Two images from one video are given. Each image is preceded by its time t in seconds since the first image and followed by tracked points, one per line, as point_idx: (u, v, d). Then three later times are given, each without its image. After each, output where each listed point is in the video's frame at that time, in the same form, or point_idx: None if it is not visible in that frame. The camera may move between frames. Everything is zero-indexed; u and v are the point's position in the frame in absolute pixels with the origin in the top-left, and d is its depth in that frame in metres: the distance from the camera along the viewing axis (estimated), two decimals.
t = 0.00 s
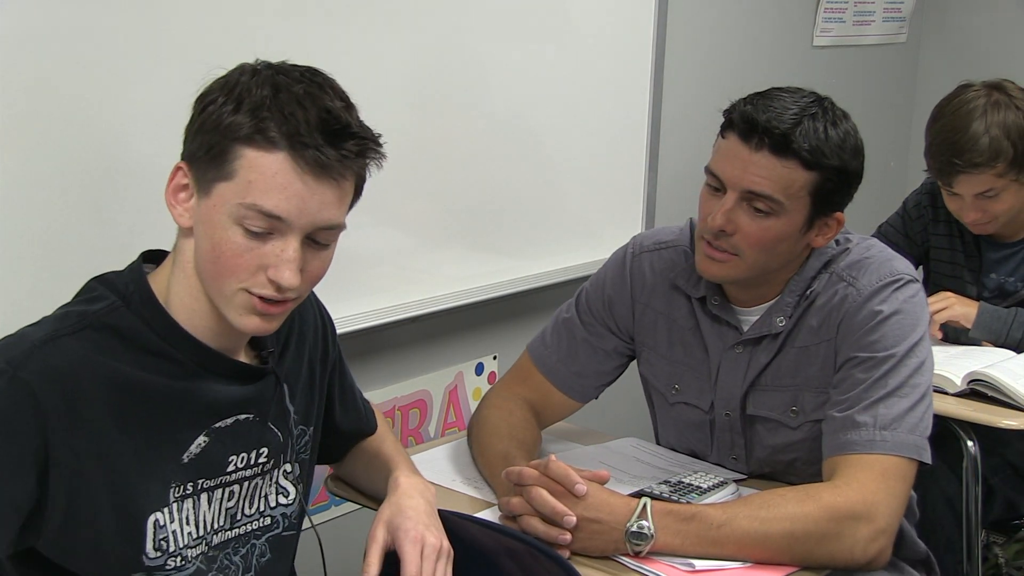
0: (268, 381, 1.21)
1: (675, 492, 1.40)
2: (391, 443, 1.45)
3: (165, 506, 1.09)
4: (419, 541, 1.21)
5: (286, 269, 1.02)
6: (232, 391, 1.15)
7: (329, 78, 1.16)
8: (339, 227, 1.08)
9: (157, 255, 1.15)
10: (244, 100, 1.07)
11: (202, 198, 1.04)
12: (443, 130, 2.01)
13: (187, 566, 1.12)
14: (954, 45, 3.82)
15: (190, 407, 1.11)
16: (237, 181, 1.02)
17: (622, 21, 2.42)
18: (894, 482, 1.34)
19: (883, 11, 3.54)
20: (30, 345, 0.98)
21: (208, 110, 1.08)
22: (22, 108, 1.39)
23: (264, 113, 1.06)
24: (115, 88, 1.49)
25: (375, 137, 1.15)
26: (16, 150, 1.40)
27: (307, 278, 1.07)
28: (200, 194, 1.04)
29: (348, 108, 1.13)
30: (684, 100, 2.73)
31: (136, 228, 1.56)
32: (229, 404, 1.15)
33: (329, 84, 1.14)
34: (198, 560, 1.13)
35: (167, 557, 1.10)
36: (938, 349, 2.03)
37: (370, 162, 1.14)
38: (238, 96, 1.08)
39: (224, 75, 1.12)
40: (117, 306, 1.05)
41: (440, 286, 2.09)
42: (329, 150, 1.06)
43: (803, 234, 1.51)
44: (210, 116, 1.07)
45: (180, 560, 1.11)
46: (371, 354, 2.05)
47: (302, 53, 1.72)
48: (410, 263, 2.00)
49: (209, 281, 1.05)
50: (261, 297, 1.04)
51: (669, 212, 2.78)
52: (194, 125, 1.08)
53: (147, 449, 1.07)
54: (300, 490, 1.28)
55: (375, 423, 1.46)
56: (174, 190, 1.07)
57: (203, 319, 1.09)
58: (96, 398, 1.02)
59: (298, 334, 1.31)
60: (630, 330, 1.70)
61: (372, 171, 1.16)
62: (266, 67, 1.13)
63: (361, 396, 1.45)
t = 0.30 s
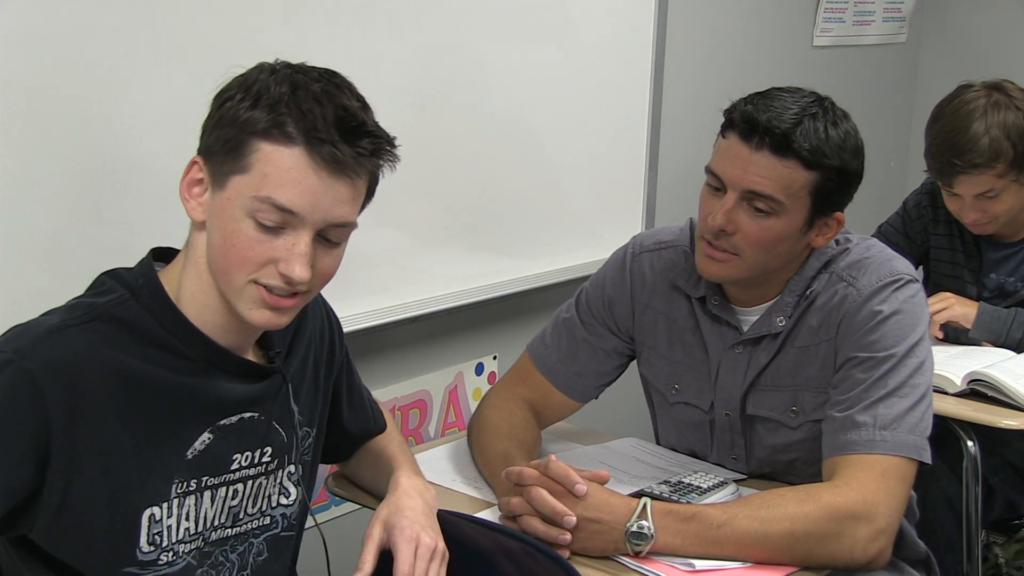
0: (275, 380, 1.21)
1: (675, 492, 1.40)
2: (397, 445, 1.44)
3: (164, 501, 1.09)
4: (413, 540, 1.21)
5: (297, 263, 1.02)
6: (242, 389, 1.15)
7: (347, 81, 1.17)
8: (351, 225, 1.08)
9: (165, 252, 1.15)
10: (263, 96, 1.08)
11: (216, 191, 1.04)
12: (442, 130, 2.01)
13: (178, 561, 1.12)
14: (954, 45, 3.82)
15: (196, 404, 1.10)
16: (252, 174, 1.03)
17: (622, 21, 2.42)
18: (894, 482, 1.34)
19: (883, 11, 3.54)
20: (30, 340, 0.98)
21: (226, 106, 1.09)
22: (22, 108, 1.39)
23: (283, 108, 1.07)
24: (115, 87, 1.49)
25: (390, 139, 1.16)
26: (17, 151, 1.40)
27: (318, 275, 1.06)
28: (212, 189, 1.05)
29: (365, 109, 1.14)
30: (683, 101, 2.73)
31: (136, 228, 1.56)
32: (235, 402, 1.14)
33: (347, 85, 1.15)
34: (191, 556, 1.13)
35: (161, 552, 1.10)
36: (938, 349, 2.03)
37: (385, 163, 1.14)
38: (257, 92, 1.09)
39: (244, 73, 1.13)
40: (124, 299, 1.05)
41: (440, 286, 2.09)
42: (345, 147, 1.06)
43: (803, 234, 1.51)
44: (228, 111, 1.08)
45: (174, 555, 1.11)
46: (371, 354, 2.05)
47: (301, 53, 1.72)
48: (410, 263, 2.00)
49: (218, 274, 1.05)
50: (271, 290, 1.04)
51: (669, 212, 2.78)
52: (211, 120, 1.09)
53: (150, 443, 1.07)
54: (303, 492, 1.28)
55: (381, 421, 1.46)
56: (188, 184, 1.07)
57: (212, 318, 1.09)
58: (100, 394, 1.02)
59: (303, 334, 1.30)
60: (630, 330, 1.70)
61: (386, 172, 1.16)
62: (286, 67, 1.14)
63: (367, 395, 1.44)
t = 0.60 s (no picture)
0: (271, 378, 1.20)
1: (675, 492, 1.40)
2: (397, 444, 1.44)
3: (163, 500, 1.09)
4: (430, 522, 1.21)
5: (311, 259, 1.03)
6: (240, 387, 1.15)
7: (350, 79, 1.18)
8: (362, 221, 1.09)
9: (161, 251, 1.14)
10: (274, 94, 1.09)
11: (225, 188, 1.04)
12: (443, 130, 2.01)
13: (178, 561, 1.11)
14: (954, 45, 3.82)
15: (196, 403, 1.11)
16: (266, 172, 1.03)
17: (622, 21, 2.42)
18: (894, 482, 1.34)
19: (883, 11, 3.54)
20: (34, 338, 0.98)
21: (235, 104, 1.09)
22: (22, 108, 1.39)
23: (296, 105, 1.07)
24: (115, 87, 1.49)
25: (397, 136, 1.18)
26: (17, 151, 1.40)
27: (328, 271, 1.07)
28: (222, 185, 1.04)
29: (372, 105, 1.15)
30: (684, 100, 2.73)
31: (136, 227, 1.56)
32: (232, 402, 1.14)
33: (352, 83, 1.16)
34: (191, 555, 1.13)
35: (161, 552, 1.10)
36: (938, 349, 2.03)
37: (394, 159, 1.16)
38: (268, 90, 1.09)
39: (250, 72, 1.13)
40: (122, 299, 1.05)
41: (440, 286, 2.09)
42: (360, 143, 1.08)
43: (803, 234, 1.51)
44: (237, 109, 1.08)
45: (173, 554, 1.11)
46: (371, 354, 2.05)
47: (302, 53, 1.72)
48: (410, 263, 2.00)
49: (222, 274, 1.05)
50: (284, 288, 1.05)
51: (669, 212, 2.78)
52: (218, 117, 1.09)
53: (150, 443, 1.07)
54: (301, 490, 1.28)
55: (382, 419, 1.46)
56: (193, 182, 1.07)
57: (210, 318, 1.09)
58: (101, 393, 1.02)
59: (299, 333, 1.30)
60: (630, 330, 1.70)
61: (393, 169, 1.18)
62: (294, 67, 1.15)
63: (367, 393, 1.44)
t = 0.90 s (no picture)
0: (271, 377, 1.20)
1: (675, 492, 1.40)
2: (398, 433, 1.44)
3: (175, 502, 1.08)
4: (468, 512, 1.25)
5: (338, 246, 1.07)
6: (244, 387, 1.15)
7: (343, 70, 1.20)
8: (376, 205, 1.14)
9: (159, 250, 1.14)
10: (284, 86, 1.10)
11: (242, 179, 1.06)
12: (443, 131, 2.01)
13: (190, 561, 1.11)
14: (954, 45, 3.82)
15: (205, 405, 1.10)
16: (290, 165, 1.05)
17: (622, 22, 2.42)
18: (894, 482, 1.34)
19: (883, 11, 3.54)
20: (51, 340, 0.97)
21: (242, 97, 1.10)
22: (23, 109, 1.39)
23: (309, 96, 1.10)
24: (116, 87, 1.49)
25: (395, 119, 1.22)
26: (18, 150, 1.40)
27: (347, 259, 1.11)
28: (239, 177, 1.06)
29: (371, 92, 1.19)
30: (683, 101, 2.73)
31: (136, 228, 1.56)
32: (240, 402, 1.14)
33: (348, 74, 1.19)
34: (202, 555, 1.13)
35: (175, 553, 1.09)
36: (938, 348, 2.02)
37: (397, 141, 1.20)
38: (276, 82, 1.11)
39: (249, 64, 1.13)
40: (128, 302, 1.04)
41: (440, 287, 2.09)
42: (376, 129, 1.12)
43: (803, 234, 1.51)
44: (247, 102, 1.09)
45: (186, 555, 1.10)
46: (371, 355, 2.05)
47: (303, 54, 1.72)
48: (410, 263, 2.00)
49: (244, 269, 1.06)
50: (309, 275, 1.08)
51: (669, 212, 2.78)
52: (224, 111, 1.09)
53: (163, 445, 1.07)
54: (304, 482, 1.28)
55: (381, 418, 1.46)
56: (200, 181, 1.08)
57: (214, 316, 1.09)
58: (114, 394, 1.01)
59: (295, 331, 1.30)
60: (630, 330, 1.70)
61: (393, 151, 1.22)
62: (291, 59, 1.16)
63: (366, 389, 1.44)
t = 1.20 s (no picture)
0: (275, 375, 1.20)
1: (675, 492, 1.40)
2: (395, 434, 1.44)
3: (190, 504, 1.08)
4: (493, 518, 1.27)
5: (359, 247, 1.10)
6: (253, 386, 1.15)
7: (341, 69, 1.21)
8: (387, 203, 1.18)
9: (162, 249, 1.13)
10: (306, 89, 1.10)
11: (269, 183, 1.06)
12: (442, 131, 2.01)
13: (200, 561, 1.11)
14: (953, 45, 3.82)
15: (216, 405, 1.10)
16: (322, 170, 1.07)
17: (622, 22, 2.42)
18: (894, 481, 1.34)
19: (883, 11, 3.54)
20: (63, 341, 0.97)
21: (262, 99, 1.08)
22: (25, 109, 1.39)
23: (334, 102, 1.10)
24: (116, 86, 1.49)
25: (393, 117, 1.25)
26: (21, 149, 1.40)
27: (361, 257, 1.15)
28: (263, 180, 1.06)
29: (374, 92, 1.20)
30: (683, 100, 2.73)
31: (136, 227, 1.56)
32: (249, 402, 1.14)
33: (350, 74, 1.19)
34: (214, 555, 1.13)
35: (184, 554, 1.09)
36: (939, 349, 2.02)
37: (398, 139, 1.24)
38: (297, 85, 1.10)
39: (260, 65, 1.12)
40: (139, 304, 1.04)
41: (440, 287, 2.09)
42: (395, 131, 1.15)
43: (803, 234, 1.51)
44: (269, 105, 1.08)
45: (197, 555, 1.10)
46: (372, 355, 2.05)
47: (303, 53, 1.72)
48: (410, 264, 2.00)
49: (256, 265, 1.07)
50: (325, 276, 1.10)
51: (669, 212, 2.78)
52: (245, 113, 1.07)
53: (177, 448, 1.07)
54: (303, 475, 1.27)
55: (380, 417, 1.46)
56: (223, 184, 1.06)
57: (223, 311, 1.09)
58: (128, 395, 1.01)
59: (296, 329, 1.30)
60: (630, 330, 1.71)
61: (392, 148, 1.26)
62: (296, 59, 1.16)
63: (366, 386, 1.44)
